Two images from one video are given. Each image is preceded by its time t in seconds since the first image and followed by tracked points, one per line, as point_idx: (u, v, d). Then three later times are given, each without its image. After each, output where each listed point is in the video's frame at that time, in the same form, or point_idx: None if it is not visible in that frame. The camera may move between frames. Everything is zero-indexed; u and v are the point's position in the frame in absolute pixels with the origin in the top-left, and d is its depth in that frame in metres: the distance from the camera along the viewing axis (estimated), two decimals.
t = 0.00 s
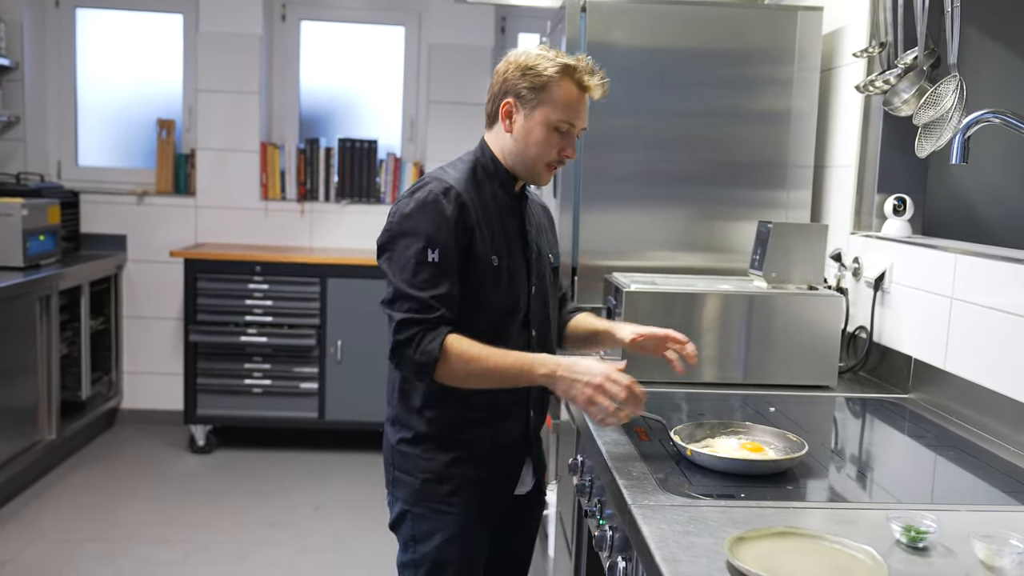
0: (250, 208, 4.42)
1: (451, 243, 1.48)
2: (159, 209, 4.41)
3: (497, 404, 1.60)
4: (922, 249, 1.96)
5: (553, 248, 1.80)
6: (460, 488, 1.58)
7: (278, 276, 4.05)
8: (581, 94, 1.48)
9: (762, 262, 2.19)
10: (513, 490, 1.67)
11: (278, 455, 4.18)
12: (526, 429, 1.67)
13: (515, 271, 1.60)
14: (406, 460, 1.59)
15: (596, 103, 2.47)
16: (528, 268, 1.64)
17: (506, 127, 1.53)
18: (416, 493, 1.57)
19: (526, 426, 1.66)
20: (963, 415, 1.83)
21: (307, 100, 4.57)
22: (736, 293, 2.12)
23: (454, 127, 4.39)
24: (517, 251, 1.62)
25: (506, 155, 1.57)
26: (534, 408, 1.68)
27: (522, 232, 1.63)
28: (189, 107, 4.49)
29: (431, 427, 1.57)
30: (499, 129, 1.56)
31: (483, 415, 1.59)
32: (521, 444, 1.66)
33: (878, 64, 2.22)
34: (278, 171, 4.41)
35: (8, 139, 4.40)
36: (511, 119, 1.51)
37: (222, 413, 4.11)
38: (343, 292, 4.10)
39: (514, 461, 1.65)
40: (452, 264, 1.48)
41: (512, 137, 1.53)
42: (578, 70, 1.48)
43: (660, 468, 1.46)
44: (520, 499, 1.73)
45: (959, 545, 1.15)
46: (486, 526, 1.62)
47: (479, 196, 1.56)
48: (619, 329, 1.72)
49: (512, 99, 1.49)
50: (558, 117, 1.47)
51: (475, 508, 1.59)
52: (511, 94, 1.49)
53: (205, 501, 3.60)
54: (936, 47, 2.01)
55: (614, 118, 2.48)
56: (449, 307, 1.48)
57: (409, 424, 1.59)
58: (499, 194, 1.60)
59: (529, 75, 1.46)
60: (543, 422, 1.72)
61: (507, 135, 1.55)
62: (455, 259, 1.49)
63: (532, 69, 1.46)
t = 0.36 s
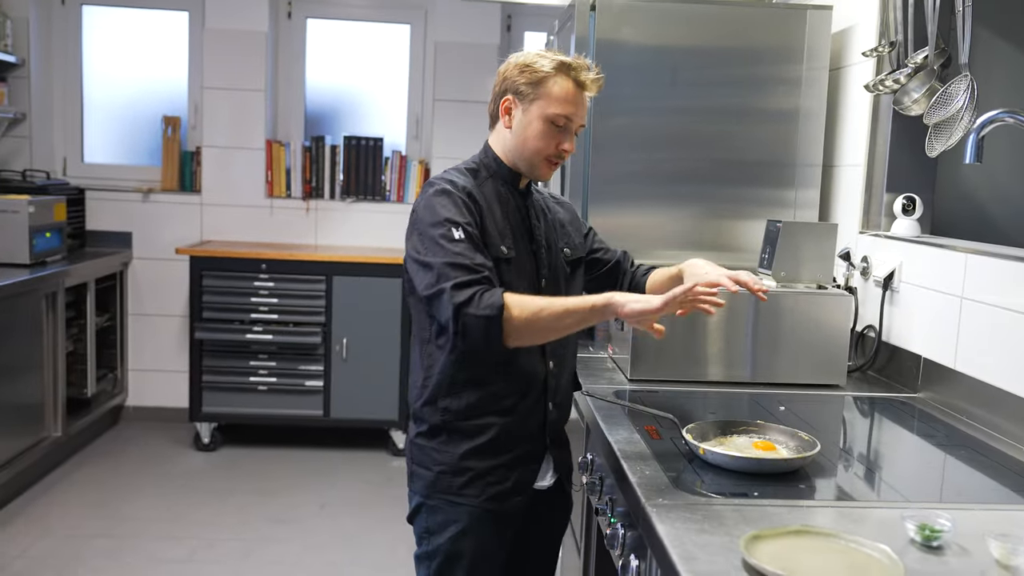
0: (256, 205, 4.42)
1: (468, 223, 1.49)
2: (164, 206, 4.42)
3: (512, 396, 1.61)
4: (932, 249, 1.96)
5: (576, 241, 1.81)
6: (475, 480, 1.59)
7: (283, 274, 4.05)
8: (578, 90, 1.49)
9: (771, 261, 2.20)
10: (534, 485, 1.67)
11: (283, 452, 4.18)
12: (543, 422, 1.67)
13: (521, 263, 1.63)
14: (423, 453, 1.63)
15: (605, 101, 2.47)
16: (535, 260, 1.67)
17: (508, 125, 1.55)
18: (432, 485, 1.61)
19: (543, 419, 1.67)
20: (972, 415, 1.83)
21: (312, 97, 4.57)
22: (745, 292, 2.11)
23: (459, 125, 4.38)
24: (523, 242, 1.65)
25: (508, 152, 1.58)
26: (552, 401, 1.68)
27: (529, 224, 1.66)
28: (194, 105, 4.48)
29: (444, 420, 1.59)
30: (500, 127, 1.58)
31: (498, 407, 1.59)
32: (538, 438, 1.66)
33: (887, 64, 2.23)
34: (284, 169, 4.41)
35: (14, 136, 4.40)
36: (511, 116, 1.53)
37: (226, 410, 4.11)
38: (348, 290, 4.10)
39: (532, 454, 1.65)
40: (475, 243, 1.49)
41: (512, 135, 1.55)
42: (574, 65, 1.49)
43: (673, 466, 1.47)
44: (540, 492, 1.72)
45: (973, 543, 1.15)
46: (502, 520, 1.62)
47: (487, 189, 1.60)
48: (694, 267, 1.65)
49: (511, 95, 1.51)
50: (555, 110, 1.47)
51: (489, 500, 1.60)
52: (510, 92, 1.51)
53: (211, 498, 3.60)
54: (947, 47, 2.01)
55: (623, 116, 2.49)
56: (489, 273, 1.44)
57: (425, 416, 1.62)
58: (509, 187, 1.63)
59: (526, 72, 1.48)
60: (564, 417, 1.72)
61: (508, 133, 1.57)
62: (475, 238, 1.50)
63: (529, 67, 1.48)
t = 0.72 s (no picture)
0: (248, 205, 4.41)
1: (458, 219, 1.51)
2: (156, 207, 4.40)
3: (509, 393, 1.61)
4: (925, 242, 1.98)
5: (582, 244, 1.79)
6: (470, 477, 1.60)
7: (277, 274, 4.04)
8: (571, 78, 1.51)
9: (765, 256, 2.20)
10: (531, 484, 1.66)
11: (278, 453, 4.18)
12: (541, 420, 1.66)
13: (519, 260, 1.62)
14: (420, 449, 1.64)
15: (598, 98, 2.47)
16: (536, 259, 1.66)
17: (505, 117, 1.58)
18: (428, 481, 1.62)
19: (541, 417, 1.66)
20: (967, 406, 1.84)
21: (304, 97, 4.57)
22: (739, 287, 2.12)
23: (452, 124, 4.38)
24: (525, 240, 1.64)
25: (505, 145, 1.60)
26: (552, 400, 1.67)
27: (530, 222, 1.65)
28: (186, 105, 4.47)
29: (440, 416, 1.60)
30: (499, 123, 1.61)
31: (494, 403, 1.60)
32: (536, 436, 1.66)
33: (879, 58, 2.23)
34: (276, 169, 4.40)
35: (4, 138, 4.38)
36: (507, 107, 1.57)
37: (221, 411, 4.11)
38: (342, 289, 4.10)
39: (529, 452, 1.65)
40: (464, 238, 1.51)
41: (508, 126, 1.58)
42: (568, 57, 1.52)
43: (671, 461, 1.47)
44: (541, 490, 1.71)
45: (971, 533, 1.17)
46: (500, 517, 1.62)
47: (487, 185, 1.61)
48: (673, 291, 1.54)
49: (508, 86, 1.55)
50: (542, 95, 1.49)
51: (485, 497, 1.60)
52: (507, 84, 1.56)
53: (207, 500, 3.60)
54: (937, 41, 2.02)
55: (616, 113, 2.49)
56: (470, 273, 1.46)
57: (422, 412, 1.63)
58: (510, 185, 1.63)
59: (521, 61, 1.53)
60: (565, 418, 1.70)
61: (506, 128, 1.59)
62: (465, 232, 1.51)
63: (525, 57, 1.53)
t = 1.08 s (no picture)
0: (243, 207, 4.40)
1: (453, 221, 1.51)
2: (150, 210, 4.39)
3: (506, 395, 1.60)
4: (922, 239, 1.98)
5: (582, 246, 1.79)
6: (464, 479, 1.60)
7: (273, 276, 4.03)
8: (574, 78, 1.51)
9: (762, 254, 2.20)
10: (527, 486, 1.65)
11: (275, 455, 4.17)
12: (538, 422, 1.66)
13: (518, 262, 1.62)
14: (415, 449, 1.64)
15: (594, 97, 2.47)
16: (536, 260, 1.65)
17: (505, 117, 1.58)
18: (423, 483, 1.62)
19: (538, 418, 1.65)
20: (965, 403, 1.85)
21: (298, 98, 4.56)
22: (735, 285, 2.13)
23: (447, 124, 4.38)
24: (524, 240, 1.64)
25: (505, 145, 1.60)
26: (549, 401, 1.66)
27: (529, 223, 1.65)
28: (180, 107, 4.47)
29: (435, 417, 1.60)
30: (500, 123, 1.61)
31: (489, 405, 1.60)
32: (532, 438, 1.66)
33: (874, 55, 2.24)
34: (271, 170, 4.39)
35: None
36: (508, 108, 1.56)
37: (217, 413, 4.10)
38: (338, 290, 4.09)
39: (525, 454, 1.65)
40: (458, 241, 1.51)
41: (508, 126, 1.57)
42: (569, 57, 1.51)
43: (670, 459, 1.47)
44: (538, 493, 1.70)
45: (971, 529, 1.17)
46: (495, 519, 1.62)
47: (486, 186, 1.61)
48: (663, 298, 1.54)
49: (508, 86, 1.55)
50: (544, 96, 1.49)
51: (480, 500, 1.60)
52: (508, 84, 1.55)
53: (205, 503, 3.59)
54: (932, 38, 2.03)
55: (612, 112, 2.49)
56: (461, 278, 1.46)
57: (418, 413, 1.64)
58: (509, 186, 1.63)
59: (522, 61, 1.52)
60: (563, 419, 1.70)
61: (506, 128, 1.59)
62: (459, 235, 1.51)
63: (526, 57, 1.52)
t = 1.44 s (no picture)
0: (239, 207, 4.39)
1: (450, 230, 1.52)
2: (146, 210, 4.38)
3: (507, 394, 1.60)
4: (918, 235, 1.98)
5: (581, 242, 1.79)
6: (467, 476, 1.59)
7: (269, 275, 4.02)
8: (578, 81, 1.49)
9: (759, 251, 2.20)
10: (527, 484, 1.65)
11: (272, 455, 4.16)
12: (539, 420, 1.65)
13: (519, 262, 1.62)
14: (416, 448, 1.64)
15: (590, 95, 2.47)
16: (537, 257, 1.65)
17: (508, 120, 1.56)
18: (424, 481, 1.61)
19: (539, 417, 1.65)
20: (962, 398, 1.84)
21: (294, 97, 4.55)
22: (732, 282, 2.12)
23: (443, 123, 4.37)
24: (524, 237, 1.63)
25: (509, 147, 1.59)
26: (550, 399, 1.66)
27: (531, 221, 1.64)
28: (175, 106, 4.46)
29: (437, 415, 1.60)
30: (500, 122, 1.59)
31: (491, 403, 1.59)
32: (533, 436, 1.66)
33: (870, 52, 2.23)
34: (267, 170, 4.38)
35: None
36: (510, 111, 1.54)
37: (215, 414, 4.09)
38: (335, 289, 4.08)
39: (527, 452, 1.65)
40: (456, 251, 1.51)
41: (511, 129, 1.56)
42: (570, 57, 1.49)
43: (668, 457, 1.47)
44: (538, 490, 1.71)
45: (969, 525, 1.16)
46: (496, 517, 1.61)
47: (486, 185, 1.60)
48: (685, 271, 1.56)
49: (509, 90, 1.52)
50: (551, 103, 1.48)
51: (483, 497, 1.60)
52: (509, 87, 1.53)
53: (202, 503, 3.58)
54: (928, 34, 2.02)
55: (608, 109, 2.48)
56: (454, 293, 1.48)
57: (419, 411, 1.63)
58: (508, 185, 1.62)
59: (523, 65, 1.49)
60: (563, 417, 1.70)
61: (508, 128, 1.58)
62: (456, 244, 1.52)
63: (527, 59, 1.49)
